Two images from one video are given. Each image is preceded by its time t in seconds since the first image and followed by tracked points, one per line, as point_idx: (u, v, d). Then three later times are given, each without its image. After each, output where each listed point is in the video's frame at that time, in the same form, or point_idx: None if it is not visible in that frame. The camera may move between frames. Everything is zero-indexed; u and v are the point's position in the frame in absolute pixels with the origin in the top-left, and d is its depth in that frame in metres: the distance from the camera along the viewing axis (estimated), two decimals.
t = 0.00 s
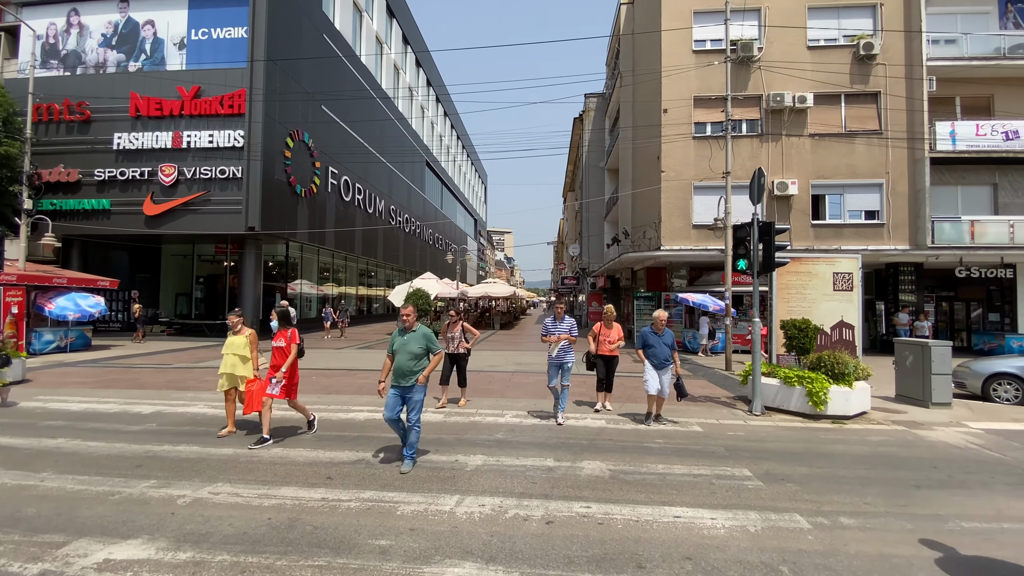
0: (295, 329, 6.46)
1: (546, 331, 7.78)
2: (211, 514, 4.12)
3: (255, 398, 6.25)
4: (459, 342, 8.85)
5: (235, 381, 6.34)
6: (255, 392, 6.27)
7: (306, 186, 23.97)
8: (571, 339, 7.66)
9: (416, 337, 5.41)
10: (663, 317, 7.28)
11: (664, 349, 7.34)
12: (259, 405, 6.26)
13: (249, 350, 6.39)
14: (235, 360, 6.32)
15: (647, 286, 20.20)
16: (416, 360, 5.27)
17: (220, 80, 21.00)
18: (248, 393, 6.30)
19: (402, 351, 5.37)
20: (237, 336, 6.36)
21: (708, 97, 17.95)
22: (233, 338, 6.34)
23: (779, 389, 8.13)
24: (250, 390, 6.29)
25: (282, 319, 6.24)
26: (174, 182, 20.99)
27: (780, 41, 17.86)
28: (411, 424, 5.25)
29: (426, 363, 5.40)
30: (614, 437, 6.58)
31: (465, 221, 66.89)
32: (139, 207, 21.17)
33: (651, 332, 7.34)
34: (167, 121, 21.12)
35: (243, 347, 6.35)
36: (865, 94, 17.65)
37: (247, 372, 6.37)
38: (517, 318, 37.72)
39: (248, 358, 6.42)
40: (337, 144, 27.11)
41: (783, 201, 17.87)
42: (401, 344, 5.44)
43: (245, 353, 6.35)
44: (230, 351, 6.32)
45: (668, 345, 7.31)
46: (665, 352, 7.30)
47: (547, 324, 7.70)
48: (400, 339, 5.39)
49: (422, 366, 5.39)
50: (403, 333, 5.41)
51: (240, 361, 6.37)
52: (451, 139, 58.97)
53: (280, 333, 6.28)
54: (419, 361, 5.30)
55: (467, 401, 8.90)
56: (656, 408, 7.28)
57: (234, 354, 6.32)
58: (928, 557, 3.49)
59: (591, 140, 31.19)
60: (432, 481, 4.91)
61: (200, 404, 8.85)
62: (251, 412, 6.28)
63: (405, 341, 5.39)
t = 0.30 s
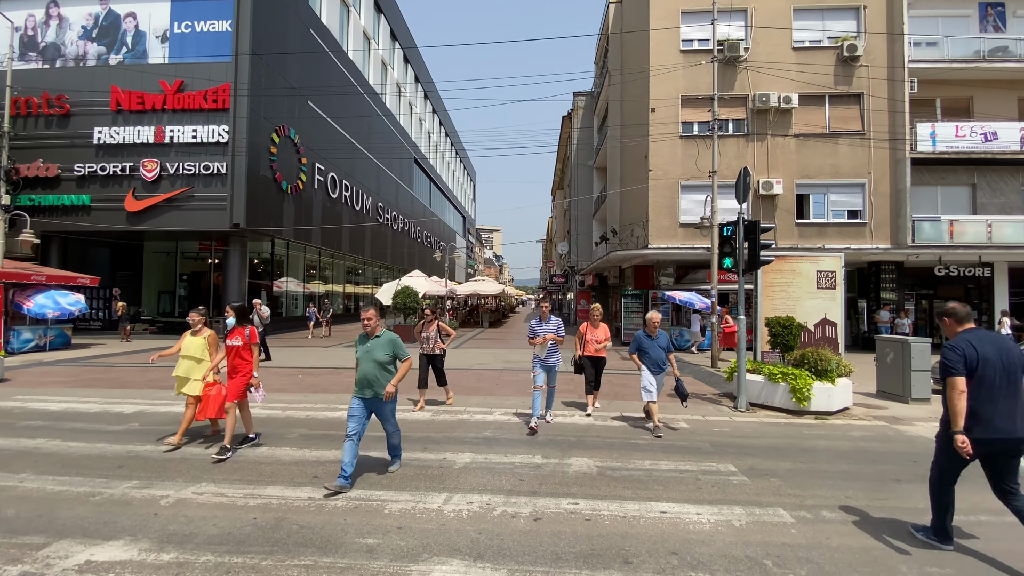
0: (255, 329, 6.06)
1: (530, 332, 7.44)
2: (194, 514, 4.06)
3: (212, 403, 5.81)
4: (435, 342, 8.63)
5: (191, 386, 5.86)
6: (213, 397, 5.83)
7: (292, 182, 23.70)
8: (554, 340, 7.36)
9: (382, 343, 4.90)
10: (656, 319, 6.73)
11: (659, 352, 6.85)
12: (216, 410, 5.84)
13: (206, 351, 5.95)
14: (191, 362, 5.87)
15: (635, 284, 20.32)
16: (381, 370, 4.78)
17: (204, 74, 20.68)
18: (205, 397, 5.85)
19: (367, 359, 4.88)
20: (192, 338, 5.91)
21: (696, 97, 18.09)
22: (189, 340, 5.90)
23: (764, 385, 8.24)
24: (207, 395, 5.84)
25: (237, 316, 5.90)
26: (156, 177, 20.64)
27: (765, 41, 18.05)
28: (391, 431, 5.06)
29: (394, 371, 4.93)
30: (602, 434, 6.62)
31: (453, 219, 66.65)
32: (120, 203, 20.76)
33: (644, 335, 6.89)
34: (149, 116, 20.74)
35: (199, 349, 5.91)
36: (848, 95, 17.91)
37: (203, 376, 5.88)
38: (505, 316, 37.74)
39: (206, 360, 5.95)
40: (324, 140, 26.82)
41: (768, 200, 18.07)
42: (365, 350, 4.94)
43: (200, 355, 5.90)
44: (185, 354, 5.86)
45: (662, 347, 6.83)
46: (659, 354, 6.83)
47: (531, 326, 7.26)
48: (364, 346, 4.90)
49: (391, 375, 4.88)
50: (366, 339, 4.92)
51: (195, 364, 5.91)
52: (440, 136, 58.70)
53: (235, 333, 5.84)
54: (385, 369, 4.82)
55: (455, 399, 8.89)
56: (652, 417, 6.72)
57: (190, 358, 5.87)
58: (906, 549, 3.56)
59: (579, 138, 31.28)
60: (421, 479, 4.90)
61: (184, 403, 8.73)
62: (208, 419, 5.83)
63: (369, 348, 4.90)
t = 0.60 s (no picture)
0: (212, 333, 5.51)
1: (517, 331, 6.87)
2: (184, 513, 4.03)
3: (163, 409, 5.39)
4: (416, 340, 8.10)
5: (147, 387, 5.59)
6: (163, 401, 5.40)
7: (282, 179, 23.51)
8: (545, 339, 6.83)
9: (344, 340, 4.48)
10: (657, 313, 6.56)
11: (659, 349, 6.49)
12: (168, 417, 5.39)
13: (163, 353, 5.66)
14: (147, 364, 5.59)
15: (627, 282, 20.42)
16: (343, 368, 4.34)
17: (193, 68, 20.43)
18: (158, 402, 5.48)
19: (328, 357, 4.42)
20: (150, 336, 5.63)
21: (688, 96, 18.16)
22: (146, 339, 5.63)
23: (754, 382, 8.33)
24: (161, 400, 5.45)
25: (191, 318, 5.42)
26: (144, 173, 20.37)
27: (756, 41, 18.16)
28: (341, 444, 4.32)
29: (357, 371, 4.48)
30: (594, 431, 6.66)
31: (445, 216, 66.42)
32: (107, 199, 20.46)
33: (644, 331, 6.60)
34: (137, 110, 20.45)
35: (156, 348, 5.62)
36: (838, 95, 18.08)
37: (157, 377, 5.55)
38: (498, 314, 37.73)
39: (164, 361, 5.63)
40: (314, 136, 26.60)
41: (759, 199, 18.20)
42: (325, 347, 4.48)
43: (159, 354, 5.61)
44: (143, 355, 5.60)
45: (663, 344, 6.48)
46: (659, 352, 6.46)
47: (519, 322, 6.76)
48: (325, 342, 4.45)
49: (355, 376, 4.45)
50: (327, 335, 4.49)
51: (153, 364, 5.62)
52: (432, 133, 58.47)
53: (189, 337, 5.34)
54: (348, 367, 4.38)
55: (448, 397, 8.90)
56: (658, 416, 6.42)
57: (148, 358, 5.60)
58: (892, 542, 3.62)
59: (571, 136, 31.32)
60: (413, 476, 4.90)
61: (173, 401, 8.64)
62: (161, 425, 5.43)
63: (329, 345, 4.46)
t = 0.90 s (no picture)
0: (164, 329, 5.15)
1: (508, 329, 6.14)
2: (179, 510, 4.01)
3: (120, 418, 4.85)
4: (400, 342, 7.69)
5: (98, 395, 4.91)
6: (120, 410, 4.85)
7: (277, 175, 23.38)
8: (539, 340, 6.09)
9: (310, 349, 3.93)
10: (668, 316, 6.13)
11: (669, 355, 6.10)
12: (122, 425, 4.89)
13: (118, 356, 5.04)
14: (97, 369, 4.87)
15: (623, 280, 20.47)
16: (308, 381, 3.82)
17: (186, 63, 20.26)
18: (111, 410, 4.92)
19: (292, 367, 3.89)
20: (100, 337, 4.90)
21: (684, 94, 18.19)
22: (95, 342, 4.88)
23: (749, 379, 8.36)
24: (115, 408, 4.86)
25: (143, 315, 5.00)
26: (137, 168, 20.21)
27: (752, 40, 18.20)
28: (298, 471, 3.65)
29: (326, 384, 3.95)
30: (590, 428, 6.67)
31: (441, 213, 66.25)
32: (100, 195, 20.29)
33: (654, 334, 6.14)
34: (130, 105, 20.27)
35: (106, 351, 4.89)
36: (833, 94, 18.15)
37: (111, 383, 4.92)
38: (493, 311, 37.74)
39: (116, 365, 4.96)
40: (310, 132, 26.47)
41: (754, 198, 18.25)
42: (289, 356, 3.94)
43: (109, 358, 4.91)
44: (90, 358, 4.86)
45: (673, 350, 6.10)
46: (669, 357, 6.09)
47: (511, 321, 6.09)
48: (289, 351, 3.93)
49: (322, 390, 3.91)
50: (293, 343, 3.96)
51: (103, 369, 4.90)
52: (428, 130, 58.30)
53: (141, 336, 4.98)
54: (314, 381, 3.86)
55: (444, 394, 8.89)
56: (670, 426, 5.95)
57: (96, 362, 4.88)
58: (886, 538, 3.65)
59: (568, 134, 31.31)
60: (409, 473, 4.89)
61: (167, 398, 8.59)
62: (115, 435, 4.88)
63: (294, 354, 3.93)
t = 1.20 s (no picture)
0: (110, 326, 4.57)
1: (508, 331, 5.86)
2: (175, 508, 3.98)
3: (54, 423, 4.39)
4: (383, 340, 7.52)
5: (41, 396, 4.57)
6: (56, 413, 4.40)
7: (276, 171, 23.30)
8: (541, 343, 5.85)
9: (273, 344, 3.54)
10: (678, 313, 5.72)
11: (682, 355, 5.64)
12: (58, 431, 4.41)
13: (63, 353, 4.63)
14: (42, 367, 4.58)
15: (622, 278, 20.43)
16: (271, 381, 3.47)
17: (185, 58, 20.16)
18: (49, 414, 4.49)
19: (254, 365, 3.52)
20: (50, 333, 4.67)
21: (684, 92, 18.14)
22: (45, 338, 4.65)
23: (748, 378, 8.33)
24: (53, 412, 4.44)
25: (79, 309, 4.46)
26: (135, 165, 20.14)
27: (753, 38, 18.14)
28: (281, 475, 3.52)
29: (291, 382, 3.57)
30: (589, 426, 6.64)
31: (441, 211, 66.12)
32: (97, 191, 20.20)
33: (663, 332, 5.70)
34: (128, 101, 20.18)
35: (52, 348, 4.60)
36: (833, 93, 18.10)
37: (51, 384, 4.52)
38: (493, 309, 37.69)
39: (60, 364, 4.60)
40: (309, 129, 26.38)
41: (754, 196, 18.20)
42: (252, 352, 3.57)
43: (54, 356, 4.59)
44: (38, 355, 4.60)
45: (685, 349, 5.65)
46: (682, 357, 5.62)
47: (510, 323, 5.87)
48: (249, 348, 3.56)
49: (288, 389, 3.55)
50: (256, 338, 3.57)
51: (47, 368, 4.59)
52: (427, 127, 58.18)
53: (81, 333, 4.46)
54: (277, 381, 3.50)
55: (443, 392, 8.86)
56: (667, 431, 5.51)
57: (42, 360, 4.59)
58: (885, 538, 3.63)
59: (568, 132, 31.25)
60: (406, 471, 4.86)
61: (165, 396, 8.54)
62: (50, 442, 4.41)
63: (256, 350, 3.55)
